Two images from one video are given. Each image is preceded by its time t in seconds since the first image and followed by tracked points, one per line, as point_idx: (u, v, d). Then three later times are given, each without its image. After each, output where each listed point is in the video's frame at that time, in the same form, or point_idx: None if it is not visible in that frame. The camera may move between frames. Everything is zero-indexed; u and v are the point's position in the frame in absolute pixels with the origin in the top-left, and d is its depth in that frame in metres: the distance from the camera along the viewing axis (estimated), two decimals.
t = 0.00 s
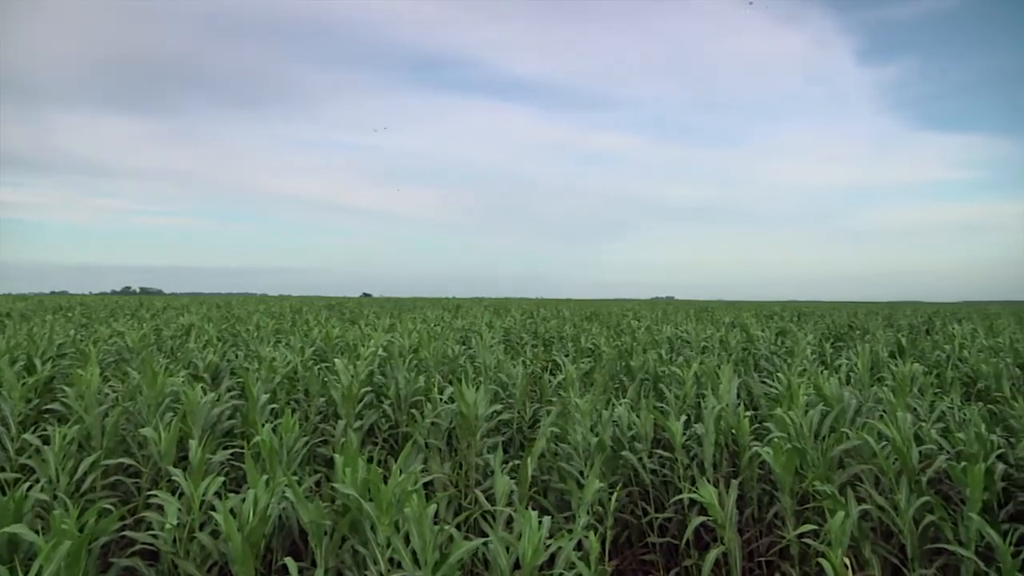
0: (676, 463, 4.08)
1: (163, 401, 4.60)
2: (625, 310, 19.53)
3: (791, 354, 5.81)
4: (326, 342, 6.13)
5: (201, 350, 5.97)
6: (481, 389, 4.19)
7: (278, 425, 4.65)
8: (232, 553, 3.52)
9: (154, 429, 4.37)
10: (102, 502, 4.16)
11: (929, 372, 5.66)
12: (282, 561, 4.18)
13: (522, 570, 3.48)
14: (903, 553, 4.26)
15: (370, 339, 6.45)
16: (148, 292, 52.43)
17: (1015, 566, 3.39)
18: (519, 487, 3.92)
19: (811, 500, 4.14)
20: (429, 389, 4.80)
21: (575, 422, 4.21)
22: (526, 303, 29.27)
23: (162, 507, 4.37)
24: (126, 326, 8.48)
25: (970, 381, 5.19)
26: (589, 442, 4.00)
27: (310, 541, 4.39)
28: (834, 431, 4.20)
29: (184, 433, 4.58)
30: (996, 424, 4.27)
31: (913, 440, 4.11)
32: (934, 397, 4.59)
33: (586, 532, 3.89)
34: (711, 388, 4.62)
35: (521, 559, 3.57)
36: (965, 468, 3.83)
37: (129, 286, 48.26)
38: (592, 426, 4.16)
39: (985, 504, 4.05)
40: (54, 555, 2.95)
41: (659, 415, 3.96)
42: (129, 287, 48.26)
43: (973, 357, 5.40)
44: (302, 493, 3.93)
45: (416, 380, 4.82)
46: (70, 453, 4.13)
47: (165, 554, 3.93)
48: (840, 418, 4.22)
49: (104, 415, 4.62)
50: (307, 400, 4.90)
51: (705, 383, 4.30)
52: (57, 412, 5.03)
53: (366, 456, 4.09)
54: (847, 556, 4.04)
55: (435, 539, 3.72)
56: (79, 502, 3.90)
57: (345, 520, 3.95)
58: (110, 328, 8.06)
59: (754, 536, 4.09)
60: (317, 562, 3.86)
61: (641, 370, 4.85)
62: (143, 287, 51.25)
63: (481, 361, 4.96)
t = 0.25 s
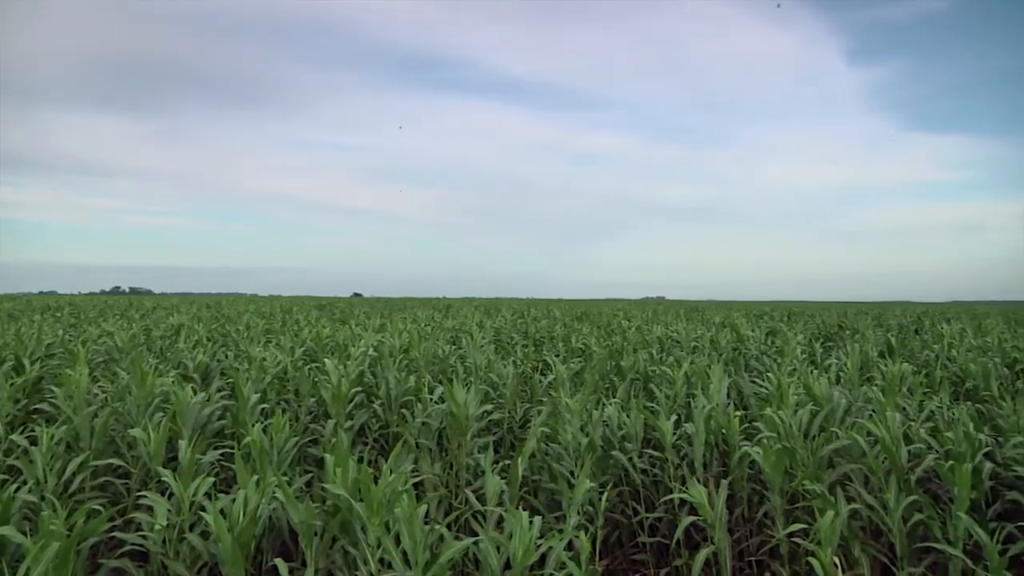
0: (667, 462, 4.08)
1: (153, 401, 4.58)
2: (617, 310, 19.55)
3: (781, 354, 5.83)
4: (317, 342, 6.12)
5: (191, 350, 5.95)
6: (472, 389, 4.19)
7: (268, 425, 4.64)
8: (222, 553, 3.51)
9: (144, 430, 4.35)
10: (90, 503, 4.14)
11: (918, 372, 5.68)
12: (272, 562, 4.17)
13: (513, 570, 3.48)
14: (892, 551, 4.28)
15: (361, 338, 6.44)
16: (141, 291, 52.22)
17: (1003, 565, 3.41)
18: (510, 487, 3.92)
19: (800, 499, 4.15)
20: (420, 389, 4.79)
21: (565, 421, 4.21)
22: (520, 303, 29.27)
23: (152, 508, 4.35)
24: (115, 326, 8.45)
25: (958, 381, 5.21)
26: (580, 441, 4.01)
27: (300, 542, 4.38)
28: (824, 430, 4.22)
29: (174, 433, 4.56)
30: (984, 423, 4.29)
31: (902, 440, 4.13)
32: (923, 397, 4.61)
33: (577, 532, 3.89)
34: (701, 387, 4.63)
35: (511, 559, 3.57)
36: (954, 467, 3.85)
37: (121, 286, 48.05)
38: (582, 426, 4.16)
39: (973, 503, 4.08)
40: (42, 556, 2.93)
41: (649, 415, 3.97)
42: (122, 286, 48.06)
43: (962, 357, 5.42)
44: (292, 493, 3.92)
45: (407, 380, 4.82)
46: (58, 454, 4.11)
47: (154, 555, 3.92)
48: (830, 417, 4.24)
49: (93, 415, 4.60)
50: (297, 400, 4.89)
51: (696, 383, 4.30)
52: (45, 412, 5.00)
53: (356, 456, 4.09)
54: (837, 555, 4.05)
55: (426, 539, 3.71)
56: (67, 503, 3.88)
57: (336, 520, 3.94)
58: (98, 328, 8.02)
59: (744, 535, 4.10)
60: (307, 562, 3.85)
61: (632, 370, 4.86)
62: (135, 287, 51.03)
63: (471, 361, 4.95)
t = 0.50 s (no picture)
0: (657, 462, 4.09)
1: (142, 402, 4.56)
2: (607, 310, 19.56)
3: (771, 354, 5.84)
4: (307, 342, 6.10)
5: (180, 350, 5.93)
6: (462, 389, 4.19)
7: (258, 425, 4.62)
8: (212, 554, 3.50)
9: (133, 430, 4.33)
10: (79, 504, 4.11)
11: (906, 371, 5.71)
12: (261, 563, 4.15)
13: (503, 570, 3.48)
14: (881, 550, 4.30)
15: (351, 339, 6.43)
16: (134, 291, 52.01)
17: (990, 563, 3.43)
18: (500, 487, 3.91)
19: (790, 499, 4.16)
20: (411, 389, 4.79)
21: (556, 421, 4.21)
22: (513, 302, 29.28)
23: (141, 509, 4.33)
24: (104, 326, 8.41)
25: (946, 380, 5.24)
26: (570, 442, 4.01)
27: (290, 543, 4.37)
28: (813, 430, 4.23)
29: (163, 434, 4.54)
30: (972, 422, 4.32)
31: (891, 439, 4.14)
32: (912, 396, 4.63)
33: (567, 532, 3.89)
34: (691, 387, 4.64)
35: (502, 559, 3.57)
36: (942, 466, 3.87)
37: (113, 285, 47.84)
38: (572, 426, 4.17)
39: (961, 502, 4.09)
40: (30, 558, 2.91)
41: (639, 415, 3.97)
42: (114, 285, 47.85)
43: (950, 356, 5.45)
44: (282, 494, 3.91)
45: (397, 380, 4.81)
46: (46, 455, 4.08)
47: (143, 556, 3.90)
48: (819, 417, 4.25)
49: (82, 416, 4.58)
50: (287, 400, 4.87)
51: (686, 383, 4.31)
52: (33, 413, 4.97)
53: (347, 456, 4.08)
54: (826, 554, 4.06)
55: (416, 539, 3.71)
56: (55, 505, 3.85)
57: (326, 520, 3.93)
58: (87, 328, 7.98)
59: (734, 535, 4.10)
60: (297, 563, 3.84)
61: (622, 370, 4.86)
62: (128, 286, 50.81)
63: (462, 361, 4.95)
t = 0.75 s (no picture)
0: (647, 462, 4.09)
1: (132, 402, 4.54)
2: (598, 309, 19.56)
3: (762, 353, 5.85)
4: (298, 342, 6.09)
5: (171, 350, 5.90)
6: (453, 389, 4.19)
7: (249, 425, 4.61)
8: (202, 555, 3.48)
9: (123, 431, 4.31)
10: (68, 505, 4.09)
11: (896, 371, 5.72)
12: (252, 563, 4.14)
13: (494, 570, 3.47)
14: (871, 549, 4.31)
15: (342, 339, 6.42)
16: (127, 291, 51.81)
17: (979, 561, 3.45)
18: (491, 487, 3.91)
19: (781, 498, 4.16)
20: (402, 389, 4.78)
21: (547, 421, 4.21)
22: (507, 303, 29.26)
23: (131, 510, 4.31)
24: (93, 326, 8.38)
25: (936, 380, 5.26)
26: (561, 441, 4.01)
27: (281, 543, 4.35)
28: (803, 429, 4.24)
29: (153, 435, 4.52)
30: (961, 421, 4.33)
31: (881, 439, 4.15)
32: (902, 396, 4.64)
33: (558, 532, 3.90)
34: (682, 387, 4.64)
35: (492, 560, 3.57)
36: (931, 465, 3.88)
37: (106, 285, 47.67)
38: (564, 426, 4.16)
39: (950, 500, 4.11)
40: (17, 559, 2.89)
41: (629, 415, 3.97)
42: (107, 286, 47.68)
43: (939, 356, 5.47)
44: (272, 494, 3.89)
45: (388, 380, 4.80)
46: (35, 456, 4.06)
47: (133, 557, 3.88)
48: (810, 416, 4.26)
49: (71, 417, 4.55)
50: (278, 400, 4.86)
51: (677, 383, 4.31)
52: (22, 414, 4.94)
53: (337, 456, 4.07)
54: (817, 553, 4.07)
55: (407, 539, 3.70)
56: (44, 505, 3.83)
57: (316, 521, 3.92)
58: (76, 328, 7.95)
59: (725, 534, 4.11)
60: (288, 563, 3.83)
61: (613, 370, 4.86)
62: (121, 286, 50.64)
63: (453, 361, 4.94)
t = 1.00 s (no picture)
0: (639, 462, 4.09)
1: (122, 402, 4.52)
2: (591, 309, 19.57)
3: (752, 353, 5.87)
4: (289, 342, 6.08)
5: (161, 351, 5.88)
6: (444, 389, 4.19)
7: (240, 426, 4.59)
8: (192, 555, 3.47)
9: (113, 431, 4.29)
10: (58, 506, 4.07)
11: (886, 371, 5.74)
12: (243, 564, 4.13)
13: (485, 570, 3.47)
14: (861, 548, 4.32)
15: (334, 339, 6.41)
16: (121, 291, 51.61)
17: (967, 560, 3.46)
18: (482, 487, 3.91)
19: (771, 498, 4.17)
20: (393, 389, 4.77)
21: (538, 421, 4.21)
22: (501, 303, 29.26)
23: (121, 510, 4.29)
24: (83, 326, 8.34)
25: (925, 380, 5.28)
26: (552, 441, 4.01)
27: (272, 544, 4.34)
28: (794, 429, 4.25)
29: (143, 435, 4.50)
30: (951, 421, 4.35)
31: (872, 438, 4.16)
32: (892, 395, 4.66)
33: (549, 532, 3.90)
34: (673, 387, 4.65)
35: (484, 560, 3.56)
36: (921, 464, 3.90)
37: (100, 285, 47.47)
38: (555, 426, 4.16)
39: (940, 499, 4.13)
40: (5, 561, 2.87)
41: (621, 414, 3.97)
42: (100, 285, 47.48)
43: (929, 355, 5.49)
44: (263, 494, 3.88)
45: (379, 380, 4.79)
46: (24, 457, 4.03)
47: (123, 558, 3.86)
48: (800, 416, 4.26)
49: (61, 417, 4.53)
50: (269, 401, 4.84)
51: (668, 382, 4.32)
52: (11, 414, 4.92)
53: (328, 457, 4.06)
54: (807, 552, 4.08)
55: (398, 539, 3.69)
56: (33, 507, 3.81)
57: (307, 521, 3.91)
58: (65, 328, 7.91)
59: (716, 534, 4.11)
60: (279, 564, 3.82)
61: (605, 370, 4.87)
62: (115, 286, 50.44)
63: (444, 361, 4.94)
